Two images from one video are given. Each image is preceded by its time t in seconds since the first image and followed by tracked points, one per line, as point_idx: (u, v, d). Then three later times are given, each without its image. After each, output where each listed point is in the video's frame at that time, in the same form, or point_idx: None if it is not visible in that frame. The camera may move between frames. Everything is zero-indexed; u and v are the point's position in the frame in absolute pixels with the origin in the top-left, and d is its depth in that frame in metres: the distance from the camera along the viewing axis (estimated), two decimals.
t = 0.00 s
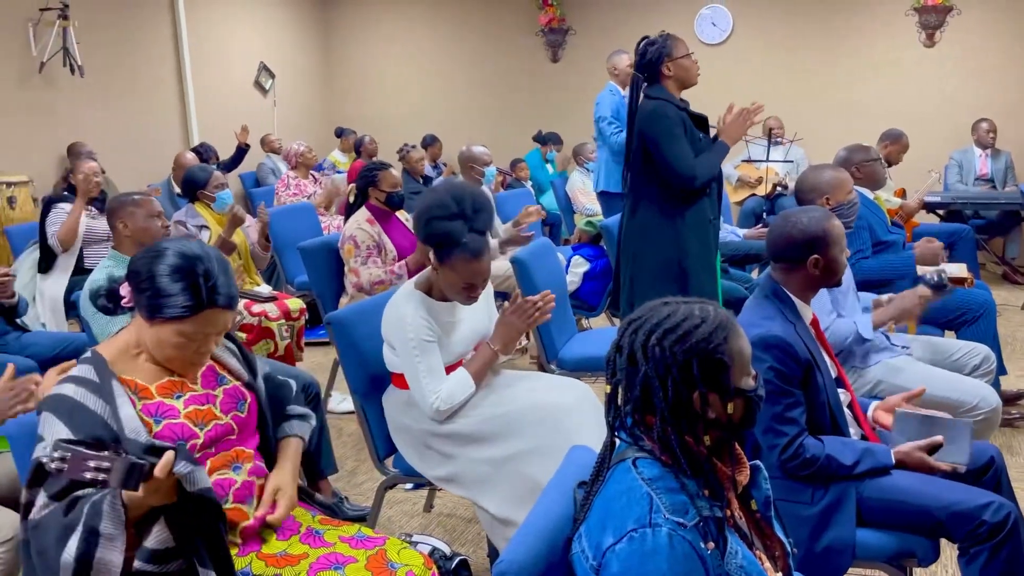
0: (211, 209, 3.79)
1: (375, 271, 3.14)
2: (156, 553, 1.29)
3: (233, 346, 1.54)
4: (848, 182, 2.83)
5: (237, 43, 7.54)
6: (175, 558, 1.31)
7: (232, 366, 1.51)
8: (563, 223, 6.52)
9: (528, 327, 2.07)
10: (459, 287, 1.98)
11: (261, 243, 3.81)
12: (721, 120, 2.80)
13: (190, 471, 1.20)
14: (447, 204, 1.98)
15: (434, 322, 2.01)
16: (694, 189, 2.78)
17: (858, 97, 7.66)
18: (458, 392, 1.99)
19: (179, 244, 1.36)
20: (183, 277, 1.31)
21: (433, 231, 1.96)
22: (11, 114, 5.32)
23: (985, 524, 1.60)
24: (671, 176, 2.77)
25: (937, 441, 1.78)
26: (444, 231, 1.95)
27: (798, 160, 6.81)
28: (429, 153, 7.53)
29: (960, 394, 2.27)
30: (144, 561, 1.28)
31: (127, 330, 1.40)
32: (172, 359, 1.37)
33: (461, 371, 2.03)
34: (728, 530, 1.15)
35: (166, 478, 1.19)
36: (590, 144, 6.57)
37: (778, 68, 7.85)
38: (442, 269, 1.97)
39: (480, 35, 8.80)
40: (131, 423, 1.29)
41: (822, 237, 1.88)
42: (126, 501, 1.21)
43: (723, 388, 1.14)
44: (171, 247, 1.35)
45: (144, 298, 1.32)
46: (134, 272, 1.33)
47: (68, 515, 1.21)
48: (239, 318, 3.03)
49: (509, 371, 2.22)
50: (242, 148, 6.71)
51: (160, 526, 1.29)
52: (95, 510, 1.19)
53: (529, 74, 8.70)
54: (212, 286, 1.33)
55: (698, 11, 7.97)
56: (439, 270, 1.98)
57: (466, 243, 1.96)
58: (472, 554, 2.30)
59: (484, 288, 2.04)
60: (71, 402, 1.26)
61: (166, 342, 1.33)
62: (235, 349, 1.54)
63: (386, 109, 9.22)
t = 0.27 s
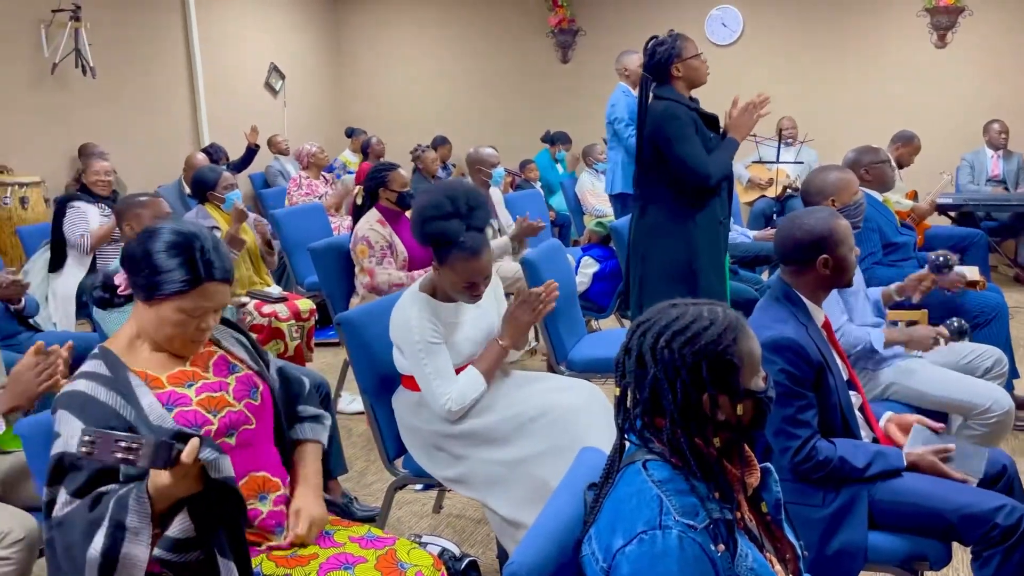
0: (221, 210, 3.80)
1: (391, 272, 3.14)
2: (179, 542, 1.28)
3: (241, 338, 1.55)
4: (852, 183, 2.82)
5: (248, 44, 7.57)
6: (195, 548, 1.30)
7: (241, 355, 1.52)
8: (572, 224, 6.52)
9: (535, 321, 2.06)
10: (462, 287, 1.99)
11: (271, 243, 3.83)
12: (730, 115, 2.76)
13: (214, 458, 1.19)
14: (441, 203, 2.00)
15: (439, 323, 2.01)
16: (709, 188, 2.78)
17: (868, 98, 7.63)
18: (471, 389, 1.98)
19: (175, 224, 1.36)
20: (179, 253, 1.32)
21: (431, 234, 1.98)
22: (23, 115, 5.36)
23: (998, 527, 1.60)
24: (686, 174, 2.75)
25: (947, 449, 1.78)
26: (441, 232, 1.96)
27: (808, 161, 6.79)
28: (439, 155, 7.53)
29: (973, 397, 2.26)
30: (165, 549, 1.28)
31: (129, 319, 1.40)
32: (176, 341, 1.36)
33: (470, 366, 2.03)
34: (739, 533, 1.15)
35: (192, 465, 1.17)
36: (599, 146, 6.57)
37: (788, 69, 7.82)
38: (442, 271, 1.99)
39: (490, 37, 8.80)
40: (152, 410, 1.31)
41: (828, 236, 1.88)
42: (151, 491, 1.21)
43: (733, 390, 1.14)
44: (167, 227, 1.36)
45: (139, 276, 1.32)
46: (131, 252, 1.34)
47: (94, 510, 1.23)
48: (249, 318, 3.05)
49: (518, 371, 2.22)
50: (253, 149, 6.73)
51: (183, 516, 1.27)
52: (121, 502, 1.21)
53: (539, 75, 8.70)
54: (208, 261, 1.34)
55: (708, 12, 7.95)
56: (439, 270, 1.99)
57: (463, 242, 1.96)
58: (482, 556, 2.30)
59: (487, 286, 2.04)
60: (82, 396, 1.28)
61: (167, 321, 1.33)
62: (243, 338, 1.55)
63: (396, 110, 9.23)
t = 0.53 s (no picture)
0: (227, 211, 3.81)
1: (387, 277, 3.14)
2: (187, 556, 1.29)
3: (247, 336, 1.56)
4: (867, 187, 2.81)
5: (258, 45, 7.59)
6: (205, 560, 1.31)
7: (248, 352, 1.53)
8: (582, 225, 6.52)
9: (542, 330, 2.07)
10: (466, 291, 1.99)
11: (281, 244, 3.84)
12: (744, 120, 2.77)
13: (227, 471, 1.23)
14: (441, 208, 1.99)
15: (444, 327, 2.01)
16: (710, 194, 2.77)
17: (879, 99, 7.61)
18: (472, 395, 1.99)
19: (186, 226, 1.37)
20: (192, 256, 1.32)
21: (434, 240, 1.97)
22: (34, 116, 5.39)
23: (1010, 529, 1.59)
24: (685, 177, 2.75)
25: (957, 450, 1.77)
26: (443, 237, 1.96)
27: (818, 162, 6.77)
28: (449, 156, 7.54)
29: (985, 399, 2.25)
30: (174, 562, 1.29)
31: (143, 319, 1.41)
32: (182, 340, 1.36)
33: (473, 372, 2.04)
34: (750, 535, 1.15)
35: (205, 478, 1.21)
36: (609, 147, 6.56)
37: (798, 70, 7.80)
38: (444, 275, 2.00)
39: (499, 38, 8.81)
40: (165, 420, 1.30)
41: (828, 239, 1.88)
42: (160, 502, 1.22)
43: (746, 391, 1.14)
44: (179, 229, 1.36)
45: (153, 281, 1.33)
46: (145, 255, 1.34)
47: (98, 515, 1.23)
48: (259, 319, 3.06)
49: (527, 373, 2.22)
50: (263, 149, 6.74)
51: (192, 528, 1.29)
52: (126, 511, 1.21)
53: (548, 76, 8.70)
54: (223, 263, 1.35)
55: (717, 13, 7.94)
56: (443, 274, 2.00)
57: (467, 248, 1.96)
58: (491, 557, 2.30)
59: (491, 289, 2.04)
60: (94, 399, 1.28)
61: (180, 322, 1.34)
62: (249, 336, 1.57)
63: (405, 111, 9.25)
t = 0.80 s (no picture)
0: (237, 211, 3.81)
1: (404, 271, 3.14)
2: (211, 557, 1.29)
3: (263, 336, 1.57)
4: (877, 187, 2.80)
5: (267, 47, 7.61)
6: (227, 561, 1.31)
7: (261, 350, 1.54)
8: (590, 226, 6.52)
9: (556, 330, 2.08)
10: (479, 293, 1.98)
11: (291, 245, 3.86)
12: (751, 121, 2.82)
13: (254, 476, 1.22)
14: (458, 209, 1.99)
15: (459, 328, 2.00)
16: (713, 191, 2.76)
17: (889, 100, 7.58)
18: (486, 394, 1.99)
19: (207, 233, 1.35)
20: (214, 273, 1.31)
21: (449, 241, 1.97)
22: (46, 117, 5.42)
23: None
24: (688, 176, 2.75)
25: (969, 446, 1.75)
26: (458, 241, 1.96)
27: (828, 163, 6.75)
28: (457, 156, 7.55)
29: (997, 402, 2.23)
30: (196, 562, 1.29)
31: (160, 323, 1.41)
32: (198, 351, 1.38)
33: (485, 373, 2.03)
34: (762, 536, 1.14)
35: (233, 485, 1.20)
36: (618, 148, 6.56)
37: (808, 71, 7.79)
38: (458, 277, 1.98)
39: (508, 38, 8.81)
40: (191, 429, 1.30)
41: (837, 245, 1.87)
42: (186, 505, 1.22)
43: (758, 392, 1.14)
44: (200, 238, 1.34)
45: (175, 288, 1.32)
46: (165, 263, 1.33)
47: (121, 520, 1.23)
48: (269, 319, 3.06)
49: (537, 374, 2.22)
50: (272, 150, 6.76)
51: (215, 528, 1.29)
52: (152, 515, 1.21)
53: (556, 77, 8.70)
54: (246, 279, 1.34)
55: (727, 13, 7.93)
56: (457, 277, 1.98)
57: (482, 250, 1.95)
58: (499, 558, 2.30)
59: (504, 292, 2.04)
60: (112, 404, 1.27)
61: (199, 333, 1.34)
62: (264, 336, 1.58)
63: (414, 112, 9.26)
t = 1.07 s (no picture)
0: (253, 211, 3.84)
1: (419, 273, 3.15)
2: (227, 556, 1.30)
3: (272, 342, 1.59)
4: (883, 187, 2.79)
5: (278, 47, 7.63)
6: (242, 561, 1.32)
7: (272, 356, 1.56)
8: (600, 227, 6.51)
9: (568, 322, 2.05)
10: (492, 286, 1.98)
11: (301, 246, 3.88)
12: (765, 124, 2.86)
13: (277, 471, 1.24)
14: (469, 203, 2.01)
15: (473, 323, 2.01)
16: (727, 187, 2.75)
17: (900, 100, 7.55)
18: (503, 390, 1.98)
19: (219, 232, 1.36)
20: (227, 272, 1.31)
21: (461, 234, 1.98)
22: (57, 117, 5.44)
23: None
24: (703, 173, 2.74)
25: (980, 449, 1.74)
26: (470, 233, 1.97)
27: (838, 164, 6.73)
28: (466, 157, 7.55)
29: (1008, 404, 2.22)
30: (212, 561, 1.29)
31: (171, 325, 1.42)
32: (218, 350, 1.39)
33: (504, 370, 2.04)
34: (773, 538, 1.14)
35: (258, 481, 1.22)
36: (627, 148, 6.55)
37: (818, 71, 7.76)
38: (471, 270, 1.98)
39: (517, 39, 8.80)
40: (215, 425, 1.32)
41: (848, 246, 1.86)
42: (202, 504, 1.22)
43: (768, 393, 1.13)
44: (213, 237, 1.35)
45: (190, 288, 1.32)
46: (179, 264, 1.34)
47: (134, 519, 1.23)
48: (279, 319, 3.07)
49: (546, 375, 2.22)
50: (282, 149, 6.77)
51: (231, 529, 1.30)
52: (166, 516, 1.21)
53: (566, 77, 8.69)
54: (260, 276, 1.34)
55: (737, 13, 7.90)
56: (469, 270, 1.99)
57: (493, 242, 1.96)
58: (508, 559, 2.30)
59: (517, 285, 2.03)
60: (125, 400, 1.27)
61: (214, 332, 1.35)
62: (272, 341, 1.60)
63: (423, 113, 9.27)
